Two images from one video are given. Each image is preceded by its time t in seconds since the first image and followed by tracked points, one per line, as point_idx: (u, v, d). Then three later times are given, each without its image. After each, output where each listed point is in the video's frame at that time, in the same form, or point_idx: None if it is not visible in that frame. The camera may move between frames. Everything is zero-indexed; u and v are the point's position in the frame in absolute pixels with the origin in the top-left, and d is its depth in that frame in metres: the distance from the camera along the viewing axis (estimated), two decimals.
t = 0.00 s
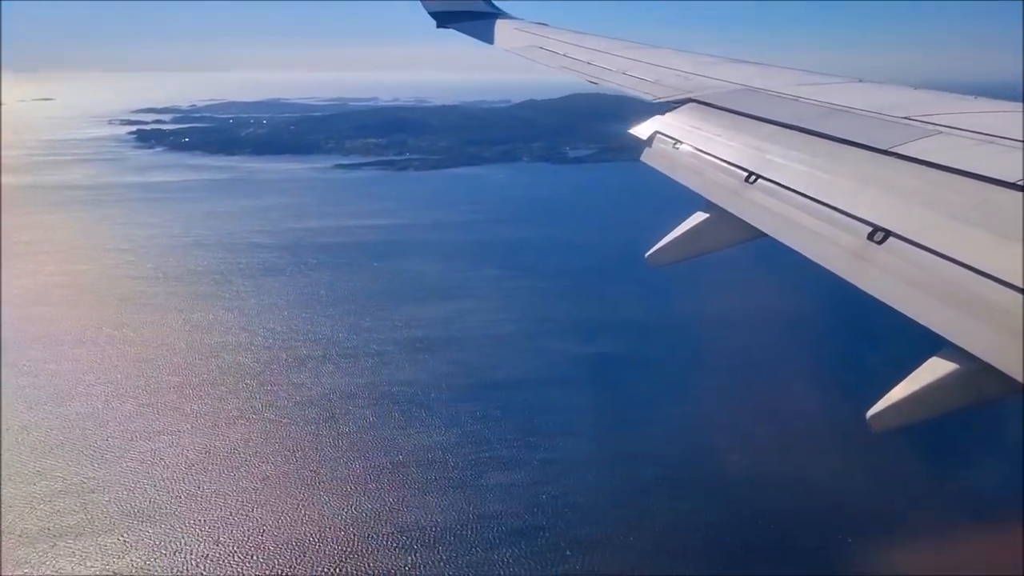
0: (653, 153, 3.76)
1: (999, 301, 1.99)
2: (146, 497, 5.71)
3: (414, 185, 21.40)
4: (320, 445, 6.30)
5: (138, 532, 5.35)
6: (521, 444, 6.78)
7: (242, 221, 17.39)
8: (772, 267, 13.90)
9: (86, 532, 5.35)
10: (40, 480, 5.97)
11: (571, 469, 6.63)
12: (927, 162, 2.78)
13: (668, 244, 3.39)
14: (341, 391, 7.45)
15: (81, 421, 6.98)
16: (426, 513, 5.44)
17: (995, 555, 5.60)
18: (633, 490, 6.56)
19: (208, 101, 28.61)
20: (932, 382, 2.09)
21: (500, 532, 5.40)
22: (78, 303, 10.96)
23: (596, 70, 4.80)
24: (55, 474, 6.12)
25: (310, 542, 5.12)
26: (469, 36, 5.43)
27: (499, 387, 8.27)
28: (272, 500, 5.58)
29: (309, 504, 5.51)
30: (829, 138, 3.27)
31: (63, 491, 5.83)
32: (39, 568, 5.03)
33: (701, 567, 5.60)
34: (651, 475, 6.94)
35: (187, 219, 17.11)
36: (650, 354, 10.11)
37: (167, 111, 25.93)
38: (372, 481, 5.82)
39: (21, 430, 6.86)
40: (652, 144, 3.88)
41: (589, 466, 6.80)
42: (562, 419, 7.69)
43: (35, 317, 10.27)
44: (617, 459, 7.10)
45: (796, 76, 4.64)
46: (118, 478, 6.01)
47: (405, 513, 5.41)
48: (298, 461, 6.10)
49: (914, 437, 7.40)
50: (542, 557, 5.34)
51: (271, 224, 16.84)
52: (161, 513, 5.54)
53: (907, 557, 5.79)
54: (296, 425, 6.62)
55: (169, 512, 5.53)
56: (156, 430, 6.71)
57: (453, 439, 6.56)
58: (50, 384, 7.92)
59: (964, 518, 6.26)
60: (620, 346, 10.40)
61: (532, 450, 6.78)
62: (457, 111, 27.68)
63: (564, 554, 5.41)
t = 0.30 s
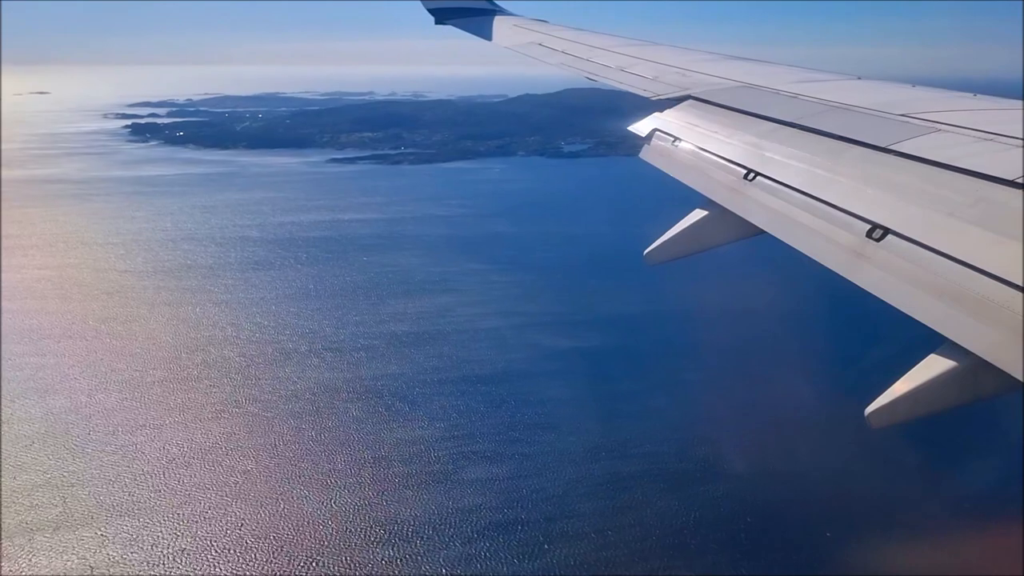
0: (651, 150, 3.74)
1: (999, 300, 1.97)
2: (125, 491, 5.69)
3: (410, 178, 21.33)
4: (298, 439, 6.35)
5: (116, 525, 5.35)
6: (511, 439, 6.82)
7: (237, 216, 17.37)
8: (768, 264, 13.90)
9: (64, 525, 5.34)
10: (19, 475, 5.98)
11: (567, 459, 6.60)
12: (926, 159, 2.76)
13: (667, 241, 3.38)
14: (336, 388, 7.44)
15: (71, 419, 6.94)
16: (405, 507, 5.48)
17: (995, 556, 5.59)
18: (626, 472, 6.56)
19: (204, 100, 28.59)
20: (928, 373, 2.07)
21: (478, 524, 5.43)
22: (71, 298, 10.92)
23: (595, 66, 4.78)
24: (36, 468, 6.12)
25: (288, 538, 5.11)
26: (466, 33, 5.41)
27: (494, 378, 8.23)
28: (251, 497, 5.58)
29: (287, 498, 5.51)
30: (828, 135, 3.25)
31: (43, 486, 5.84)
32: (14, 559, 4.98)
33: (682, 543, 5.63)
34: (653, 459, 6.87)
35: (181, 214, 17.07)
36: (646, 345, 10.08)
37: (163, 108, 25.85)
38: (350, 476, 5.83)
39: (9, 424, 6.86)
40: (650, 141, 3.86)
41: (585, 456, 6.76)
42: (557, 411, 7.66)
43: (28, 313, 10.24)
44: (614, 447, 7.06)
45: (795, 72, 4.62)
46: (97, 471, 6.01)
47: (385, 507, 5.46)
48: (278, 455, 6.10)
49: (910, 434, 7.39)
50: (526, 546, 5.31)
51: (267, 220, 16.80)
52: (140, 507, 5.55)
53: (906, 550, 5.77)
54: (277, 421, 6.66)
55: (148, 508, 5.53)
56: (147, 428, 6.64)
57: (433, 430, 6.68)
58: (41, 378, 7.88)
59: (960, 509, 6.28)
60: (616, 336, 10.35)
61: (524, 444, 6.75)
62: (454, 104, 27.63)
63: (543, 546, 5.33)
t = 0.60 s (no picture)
0: (649, 147, 3.73)
1: (998, 298, 1.97)
2: (106, 487, 5.69)
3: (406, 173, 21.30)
4: (278, 436, 6.34)
5: (93, 519, 5.34)
6: (490, 436, 6.80)
7: (231, 210, 17.37)
8: (765, 260, 13.90)
9: (41, 518, 5.33)
10: None
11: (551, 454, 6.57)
12: (924, 156, 2.75)
13: (665, 239, 3.37)
14: (330, 386, 7.41)
15: (58, 416, 6.90)
16: (385, 501, 5.51)
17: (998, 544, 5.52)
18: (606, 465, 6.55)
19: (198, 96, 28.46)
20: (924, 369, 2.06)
21: (458, 517, 5.46)
22: (63, 292, 10.91)
23: (593, 63, 4.77)
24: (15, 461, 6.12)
25: (266, 533, 5.14)
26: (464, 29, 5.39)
27: (489, 373, 8.20)
28: (233, 490, 5.61)
29: (266, 495, 5.53)
30: (826, 132, 3.23)
31: (21, 481, 5.83)
32: None
33: (662, 535, 5.58)
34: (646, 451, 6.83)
35: (174, 208, 16.97)
36: (642, 340, 10.05)
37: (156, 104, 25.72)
38: (331, 472, 5.85)
39: None
40: (649, 138, 3.85)
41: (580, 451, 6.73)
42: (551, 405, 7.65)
43: (18, 309, 10.17)
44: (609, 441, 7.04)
45: (793, 69, 4.61)
46: (77, 466, 6.01)
47: (364, 502, 5.48)
48: (259, 451, 6.11)
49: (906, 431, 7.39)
50: (506, 538, 5.34)
51: (260, 215, 16.73)
52: (118, 501, 5.54)
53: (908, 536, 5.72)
54: (261, 418, 6.67)
55: (128, 501, 5.52)
56: (136, 425, 6.61)
57: (414, 425, 6.72)
58: (30, 374, 7.83)
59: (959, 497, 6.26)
60: (612, 331, 10.32)
61: (504, 441, 6.73)
62: (450, 100, 27.64)
63: (521, 540, 5.31)
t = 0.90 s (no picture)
0: (648, 145, 3.72)
1: (999, 296, 1.95)
2: (88, 483, 5.69)
3: (401, 168, 21.30)
4: (259, 433, 6.27)
5: (72, 515, 5.35)
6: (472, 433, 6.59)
7: (225, 205, 17.37)
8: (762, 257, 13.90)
9: (20, 512, 5.35)
10: None
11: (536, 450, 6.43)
12: (922, 155, 2.74)
13: (663, 237, 3.36)
14: (324, 382, 7.38)
15: (48, 413, 6.84)
16: (362, 496, 5.48)
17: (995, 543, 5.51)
18: (590, 461, 6.50)
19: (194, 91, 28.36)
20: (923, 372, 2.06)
21: (438, 512, 5.41)
22: (55, 286, 10.93)
23: (592, 61, 4.75)
24: None
25: (243, 530, 5.18)
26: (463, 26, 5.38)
27: (484, 369, 8.18)
28: (213, 487, 5.59)
29: (245, 491, 5.51)
30: (825, 130, 3.22)
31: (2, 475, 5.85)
32: None
33: (626, 526, 5.70)
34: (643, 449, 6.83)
35: (167, 202, 16.88)
36: (638, 336, 10.03)
37: (150, 99, 25.60)
38: (312, 467, 5.82)
39: None
40: (648, 135, 3.84)
41: (576, 447, 6.71)
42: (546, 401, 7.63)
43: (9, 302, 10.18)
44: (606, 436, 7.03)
45: (792, 66, 4.60)
46: (57, 461, 6.02)
47: (343, 497, 5.46)
48: (239, 446, 6.10)
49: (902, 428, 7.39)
50: (485, 533, 5.31)
51: (255, 211, 16.65)
52: (96, 497, 5.53)
53: (907, 535, 5.69)
54: (245, 416, 6.59)
55: (108, 497, 5.51)
56: (127, 424, 6.55)
57: (409, 423, 6.56)
58: (20, 369, 7.78)
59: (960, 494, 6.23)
60: (608, 327, 10.29)
61: (482, 433, 6.62)
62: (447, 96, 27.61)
63: (497, 537, 5.29)
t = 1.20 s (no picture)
0: (647, 140, 3.70)
1: (998, 293, 1.94)
2: (68, 478, 5.67)
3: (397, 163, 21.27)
4: (238, 431, 6.30)
5: (51, 510, 5.31)
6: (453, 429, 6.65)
7: (218, 198, 17.33)
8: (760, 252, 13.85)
9: None
10: None
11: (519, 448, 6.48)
12: (921, 151, 2.73)
13: (661, 233, 3.34)
14: (319, 378, 7.37)
15: (40, 409, 6.79)
16: (343, 492, 5.50)
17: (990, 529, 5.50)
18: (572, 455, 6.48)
19: (189, 86, 28.29)
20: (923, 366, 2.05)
21: (417, 508, 5.40)
22: (47, 280, 10.93)
23: (592, 56, 4.73)
24: None
25: (223, 523, 5.13)
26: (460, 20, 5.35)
27: (480, 364, 8.16)
28: (191, 485, 5.56)
29: (224, 490, 5.48)
30: (824, 126, 3.21)
31: None
32: None
33: (611, 520, 5.59)
34: (640, 443, 6.81)
35: (159, 196, 16.82)
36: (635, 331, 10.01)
37: (145, 94, 25.52)
38: (291, 466, 5.80)
39: None
40: (647, 131, 3.82)
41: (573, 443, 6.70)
42: (543, 395, 7.62)
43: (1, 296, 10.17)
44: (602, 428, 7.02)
45: (790, 62, 4.59)
46: (39, 456, 5.99)
47: (324, 492, 5.48)
48: (221, 443, 6.13)
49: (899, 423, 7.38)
50: (464, 529, 5.26)
51: (250, 205, 16.60)
52: (76, 492, 5.51)
53: (906, 531, 5.69)
54: (232, 413, 6.63)
55: (88, 491, 5.49)
56: (121, 421, 6.51)
57: (392, 422, 6.62)
58: (10, 364, 7.74)
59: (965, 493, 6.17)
60: (605, 321, 10.27)
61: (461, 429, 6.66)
62: (443, 92, 27.61)
63: (478, 529, 5.28)
